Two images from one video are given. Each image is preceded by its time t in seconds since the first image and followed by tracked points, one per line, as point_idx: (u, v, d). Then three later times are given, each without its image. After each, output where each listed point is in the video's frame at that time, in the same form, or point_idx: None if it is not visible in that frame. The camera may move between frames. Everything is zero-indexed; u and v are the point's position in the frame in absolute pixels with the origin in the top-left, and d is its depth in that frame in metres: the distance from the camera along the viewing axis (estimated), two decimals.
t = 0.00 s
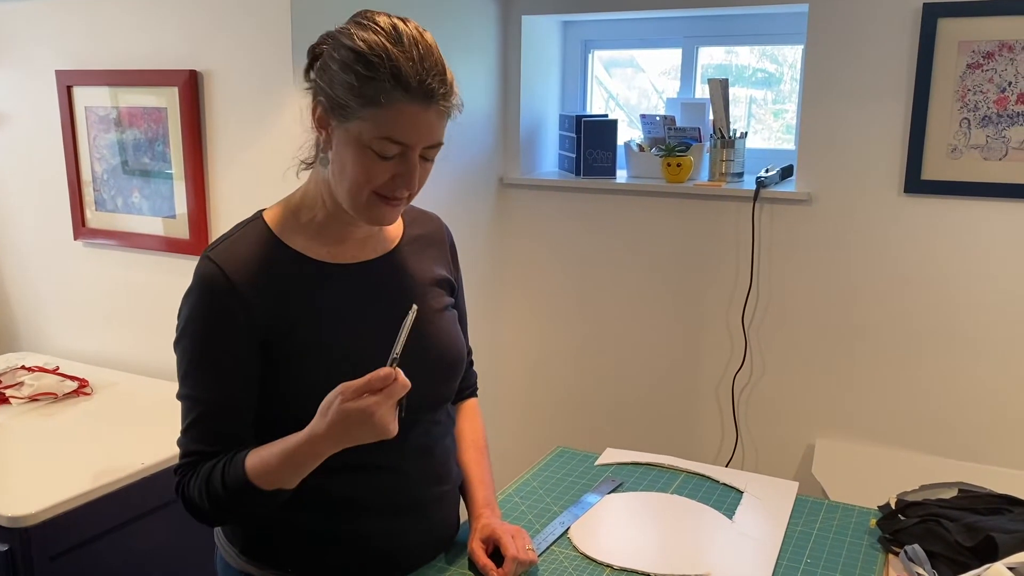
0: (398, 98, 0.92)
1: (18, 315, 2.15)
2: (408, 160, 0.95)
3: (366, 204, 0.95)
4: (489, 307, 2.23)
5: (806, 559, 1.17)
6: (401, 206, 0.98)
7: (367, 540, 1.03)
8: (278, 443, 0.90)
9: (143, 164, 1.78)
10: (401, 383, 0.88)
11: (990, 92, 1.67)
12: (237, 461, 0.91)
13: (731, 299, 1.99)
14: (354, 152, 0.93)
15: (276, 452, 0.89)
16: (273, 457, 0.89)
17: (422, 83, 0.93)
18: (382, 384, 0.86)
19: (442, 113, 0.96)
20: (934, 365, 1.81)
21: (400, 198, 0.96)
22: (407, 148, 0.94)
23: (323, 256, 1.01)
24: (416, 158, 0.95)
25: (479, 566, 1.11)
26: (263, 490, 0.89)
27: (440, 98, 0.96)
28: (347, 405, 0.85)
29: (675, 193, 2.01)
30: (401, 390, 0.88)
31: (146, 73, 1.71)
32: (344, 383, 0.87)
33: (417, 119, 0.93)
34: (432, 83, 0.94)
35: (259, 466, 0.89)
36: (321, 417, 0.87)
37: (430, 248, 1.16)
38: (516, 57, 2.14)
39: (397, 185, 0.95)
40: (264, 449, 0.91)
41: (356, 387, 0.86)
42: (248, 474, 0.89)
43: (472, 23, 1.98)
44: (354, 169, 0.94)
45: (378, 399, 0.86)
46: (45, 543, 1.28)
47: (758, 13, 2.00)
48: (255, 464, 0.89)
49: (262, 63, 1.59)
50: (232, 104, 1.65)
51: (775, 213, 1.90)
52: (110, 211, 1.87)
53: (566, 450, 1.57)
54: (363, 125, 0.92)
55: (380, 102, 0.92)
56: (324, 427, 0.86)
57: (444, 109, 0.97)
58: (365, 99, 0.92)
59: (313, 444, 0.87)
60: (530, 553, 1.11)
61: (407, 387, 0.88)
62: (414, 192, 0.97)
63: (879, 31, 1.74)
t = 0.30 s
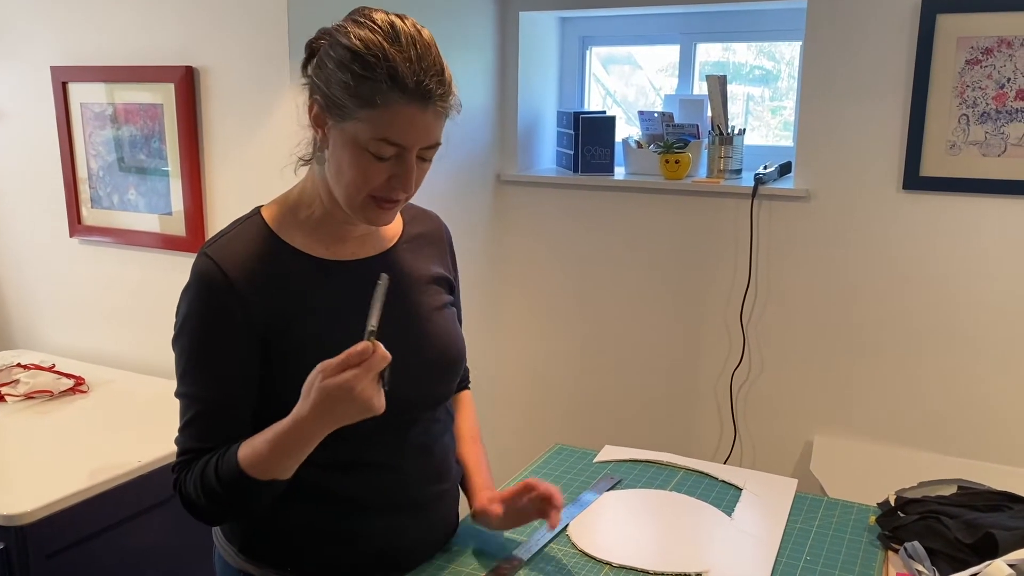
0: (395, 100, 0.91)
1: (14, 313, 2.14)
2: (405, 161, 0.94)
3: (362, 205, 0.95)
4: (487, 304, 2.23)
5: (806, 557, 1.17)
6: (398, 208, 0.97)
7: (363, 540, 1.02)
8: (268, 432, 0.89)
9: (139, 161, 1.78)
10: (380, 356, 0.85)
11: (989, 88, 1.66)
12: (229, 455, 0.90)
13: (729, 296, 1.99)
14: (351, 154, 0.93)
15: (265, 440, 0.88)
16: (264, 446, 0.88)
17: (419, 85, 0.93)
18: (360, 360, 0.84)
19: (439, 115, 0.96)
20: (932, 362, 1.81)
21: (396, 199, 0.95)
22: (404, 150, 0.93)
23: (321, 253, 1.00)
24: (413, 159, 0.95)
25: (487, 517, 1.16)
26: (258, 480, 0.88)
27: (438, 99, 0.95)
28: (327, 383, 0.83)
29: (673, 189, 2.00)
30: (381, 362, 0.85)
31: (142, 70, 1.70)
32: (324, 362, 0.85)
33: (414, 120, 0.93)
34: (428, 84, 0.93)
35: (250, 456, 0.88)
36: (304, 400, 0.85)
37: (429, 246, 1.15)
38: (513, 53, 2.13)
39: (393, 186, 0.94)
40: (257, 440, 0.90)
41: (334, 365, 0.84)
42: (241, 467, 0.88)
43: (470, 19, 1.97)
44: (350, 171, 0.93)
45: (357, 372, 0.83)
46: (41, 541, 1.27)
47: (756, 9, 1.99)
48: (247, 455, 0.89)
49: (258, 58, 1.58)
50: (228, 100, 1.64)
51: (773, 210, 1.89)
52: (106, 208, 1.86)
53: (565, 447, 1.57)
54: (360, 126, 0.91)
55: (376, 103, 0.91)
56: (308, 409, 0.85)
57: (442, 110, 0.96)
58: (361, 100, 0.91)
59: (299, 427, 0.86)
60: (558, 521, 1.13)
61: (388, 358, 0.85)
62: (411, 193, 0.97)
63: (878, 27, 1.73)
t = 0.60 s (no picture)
0: (400, 95, 0.91)
1: (11, 312, 2.14)
2: (410, 157, 0.94)
3: (367, 202, 0.95)
4: (485, 302, 2.22)
5: (805, 555, 1.17)
6: (403, 204, 0.97)
7: (363, 540, 1.02)
8: (266, 438, 0.89)
9: (137, 160, 1.77)
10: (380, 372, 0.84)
11: (986, 87, 1.66)
12: (228, 458, 0.90)
13: (727, 294, 1.99)
14: (355, 151, 0.92)
15: (263, 448, 0.88)
16: (262, 454, 0.88)
17: (423, 79, 0.93)
18: (358, 376, 0.83)
19: (443, 110, 0.96)
20: (930, 361, 1.81)
21: (402, 195, 0.95)
22: (408, 146, 0.93)
23: (323, 252, 1.00)
24: (418, 155, 0.95)
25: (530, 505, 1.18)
26: (256, 487, 0.88)
27: (442, 94, 0.95)
28: (327, 398, 0.83)
29: (670, 187, 2.00)
30: (380, 379, 0.84)
31: (140, 68, 1.70)
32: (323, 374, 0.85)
33: (419, 116, 0.93)
34: (432, 78, 0.93)
35: (248, 463, 0.88)
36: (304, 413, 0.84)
37: (430, 246, 1.15)
38: (511, 52, 2.13)
39: (399, 183, 0.94)
40: (254, 445, 0.90)
41: (335, 381, 0.83)
42: (240, 473, 0.88)
43: (468, 17, 1.97)
44: (355, 168, 0.93)
45: (357, 390, 0.83)
46: (40, 540, 1.27)
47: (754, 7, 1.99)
48: (245, 462, 0.88)
49: (257, 57, 1.58)
50: (226, 99, 1.64)
51: (772, 208, 1.90)
52: (104, 207, 1.86)
53: (563, 445, 1.57)
54: (364, 123, 0.91)
55: (380, 100, 0.91)
56: (307, 421, 0.84)
57: (446, 105, 0.96)
58: (366, 96, 0.91)
59: (299, 439, 0.86)
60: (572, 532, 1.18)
61: (388, 373, 0.85)
62: (416, 189, 0.97)
63: (875, 26, 1.73)
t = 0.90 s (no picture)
0: (405, 89, 0.92)
1: (10, 313, 2.14)
2: (415, 151, 0.94)
3: (373, 198, 0.95)
4: (484, 302, 2.23)
5: (803, 554, 1.18)
6: (408, 199, 0.97)
7: (363, 541, 1.02)
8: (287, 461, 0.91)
9: (135, 160, 1.77)
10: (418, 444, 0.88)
11: (984, 87, 1.67)
12: (233, 470, 0.91)
13: (725, 294, 1.99)
14: (360, 146, 0.93)
15: (282, 468, 0.90)
16: (279, 471, 0.90)
17: (428, 72, 0.93)
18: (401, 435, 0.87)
19: (447, 103, 0.96)
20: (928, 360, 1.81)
21: (407, 190, 0.96)
22: (414, 139, 0.94)
23: (325, 253, 1.00)
24: (423, 149, 0.95)
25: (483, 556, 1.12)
26: (255, 500, 0.90)
27: (446, 88, 0.95)
28: (371, 445, 0.86)
29: (668, 187, 2.00)
30: (414, 452, 0.87)
31: (138, 69, 1.70)
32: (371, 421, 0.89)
33: (424, 109, 0.93)
34: (436, 71, 0.94)
35: (260, 476, 0.90)
36: (338, 447, 0.88)
37: (430, 246, 1.15)
38: (509, 52, 2.13)
39: (405, 177, 0.95)
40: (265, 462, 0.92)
41: (381, 429, 0.87)
42: (246, 484, 0.90)
43: (466, 17, 1.97)
44: (361, 164, 0.93)
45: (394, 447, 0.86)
46: (40, 540, 1.27)
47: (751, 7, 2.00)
48: (257, 474, 0.90)
49: (256, 57, 1.58)
50: (225, 99, 1.64)
51: (770, 208, 1.90)
52: (102, 207, 1.86)
53: (562, 445, 1.57)
54: (369, 118, 0.92)
55: (385, 93, 0.91)
56: (336, 457, 0.87)
57: (449, 99, 0.97)
58: (371, 91, 0.91)
59: (319, 472, 0.88)
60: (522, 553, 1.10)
61: (423, 452, 0.88)
62: (421, 184, 0.97)
63: (872, 26, 1.74)
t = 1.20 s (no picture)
0: (409, 88, 0.92)
1: (10, 315, 2.14)
2: (420, 151, 0.95)
3: (379, 198, 0.96)
4: (483, 304, 2.23)
5: (800, 553, 1.18)
6: (413, 198, 0.98)
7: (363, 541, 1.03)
8: (284, 482, 0.94)
9: (136, 162, 1.78)
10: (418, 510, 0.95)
11: (980, 89, 1.68)
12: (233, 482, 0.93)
13: (724, 295, 2.00)
14: (365, 147, 0.93)
15: (282, 489, 0.93)
16: (278, 491, 0.93)
17: (431, 72, 0.94)
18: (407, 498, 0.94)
19: (450, 102, 0.97)
20: (925, 361, 1.82)
21: (412, 189, 0.96)
22: (418, 138, 0.94)
23: (326, 256, 1.01)
24: (428, 148, 0.96)
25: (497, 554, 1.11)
26: (249, 513, 0.92)
27: (448, 87, 0.96)
28: (378, 498, 0.92)
29: (666, 189, 2.01)
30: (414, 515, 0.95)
31: (138, 71, 1.71)
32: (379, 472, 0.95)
33: (428, 108, 0.94)
34: (439, 70, 0.95)
35: (259, 492, 0.93)
36: (344, 485, 0.92)
37: (431, 248, 1.16)
38: (508, 54, 2.14)
39: (410, 177, 0.95)
40: (265, 479, 0.94)
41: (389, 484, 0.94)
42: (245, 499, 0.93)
43: (465, 20, 1.98)
44: (366, 164, 0.94)
45: (397, 505, 0.93)
46: (41, 541, 1.28)
47: (748, 10, 2.01)
48: (256, 489, 0.93)
49: (256, 60, 1.58)
50: (225, 101, 1.65)
51: (768, 210, 1.91)
52: (102, 209, 1.86)
53: (560, 446, 1.58)
54: (374, 118, 0.92)
55: (390, 93, 0.92)
56: (339, 494, 0.91)
57: (452, 98, 0.98)
58: (375, 91, 0.92)
59: (320, 503, 0.91)
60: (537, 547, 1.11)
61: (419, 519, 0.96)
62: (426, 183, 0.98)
63: (870, 29, 1.75)
